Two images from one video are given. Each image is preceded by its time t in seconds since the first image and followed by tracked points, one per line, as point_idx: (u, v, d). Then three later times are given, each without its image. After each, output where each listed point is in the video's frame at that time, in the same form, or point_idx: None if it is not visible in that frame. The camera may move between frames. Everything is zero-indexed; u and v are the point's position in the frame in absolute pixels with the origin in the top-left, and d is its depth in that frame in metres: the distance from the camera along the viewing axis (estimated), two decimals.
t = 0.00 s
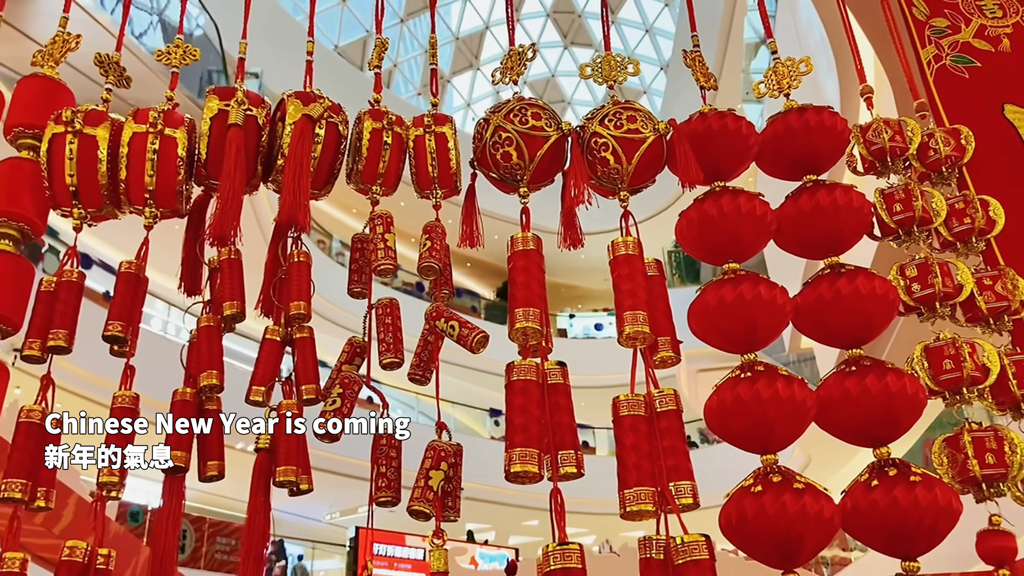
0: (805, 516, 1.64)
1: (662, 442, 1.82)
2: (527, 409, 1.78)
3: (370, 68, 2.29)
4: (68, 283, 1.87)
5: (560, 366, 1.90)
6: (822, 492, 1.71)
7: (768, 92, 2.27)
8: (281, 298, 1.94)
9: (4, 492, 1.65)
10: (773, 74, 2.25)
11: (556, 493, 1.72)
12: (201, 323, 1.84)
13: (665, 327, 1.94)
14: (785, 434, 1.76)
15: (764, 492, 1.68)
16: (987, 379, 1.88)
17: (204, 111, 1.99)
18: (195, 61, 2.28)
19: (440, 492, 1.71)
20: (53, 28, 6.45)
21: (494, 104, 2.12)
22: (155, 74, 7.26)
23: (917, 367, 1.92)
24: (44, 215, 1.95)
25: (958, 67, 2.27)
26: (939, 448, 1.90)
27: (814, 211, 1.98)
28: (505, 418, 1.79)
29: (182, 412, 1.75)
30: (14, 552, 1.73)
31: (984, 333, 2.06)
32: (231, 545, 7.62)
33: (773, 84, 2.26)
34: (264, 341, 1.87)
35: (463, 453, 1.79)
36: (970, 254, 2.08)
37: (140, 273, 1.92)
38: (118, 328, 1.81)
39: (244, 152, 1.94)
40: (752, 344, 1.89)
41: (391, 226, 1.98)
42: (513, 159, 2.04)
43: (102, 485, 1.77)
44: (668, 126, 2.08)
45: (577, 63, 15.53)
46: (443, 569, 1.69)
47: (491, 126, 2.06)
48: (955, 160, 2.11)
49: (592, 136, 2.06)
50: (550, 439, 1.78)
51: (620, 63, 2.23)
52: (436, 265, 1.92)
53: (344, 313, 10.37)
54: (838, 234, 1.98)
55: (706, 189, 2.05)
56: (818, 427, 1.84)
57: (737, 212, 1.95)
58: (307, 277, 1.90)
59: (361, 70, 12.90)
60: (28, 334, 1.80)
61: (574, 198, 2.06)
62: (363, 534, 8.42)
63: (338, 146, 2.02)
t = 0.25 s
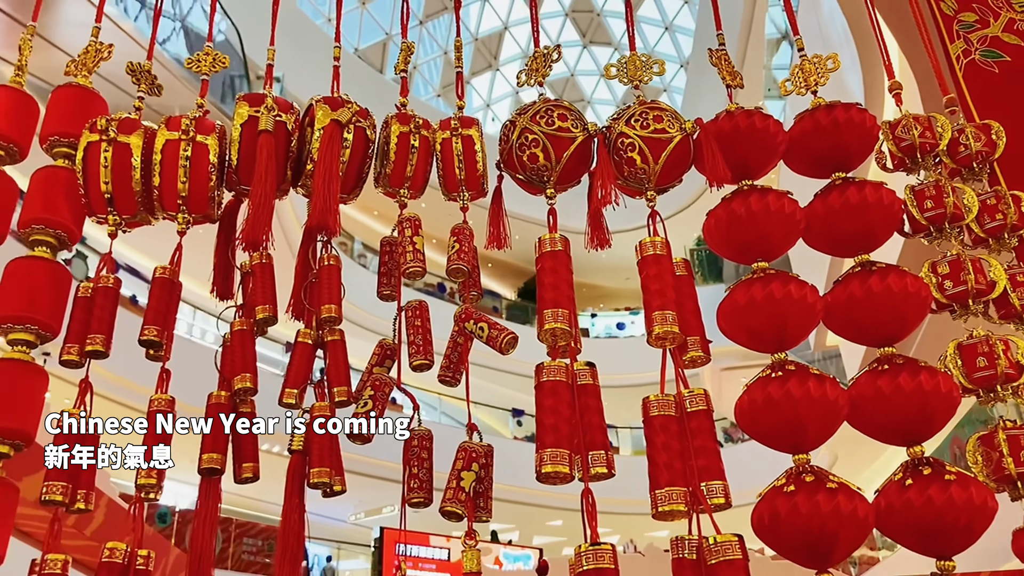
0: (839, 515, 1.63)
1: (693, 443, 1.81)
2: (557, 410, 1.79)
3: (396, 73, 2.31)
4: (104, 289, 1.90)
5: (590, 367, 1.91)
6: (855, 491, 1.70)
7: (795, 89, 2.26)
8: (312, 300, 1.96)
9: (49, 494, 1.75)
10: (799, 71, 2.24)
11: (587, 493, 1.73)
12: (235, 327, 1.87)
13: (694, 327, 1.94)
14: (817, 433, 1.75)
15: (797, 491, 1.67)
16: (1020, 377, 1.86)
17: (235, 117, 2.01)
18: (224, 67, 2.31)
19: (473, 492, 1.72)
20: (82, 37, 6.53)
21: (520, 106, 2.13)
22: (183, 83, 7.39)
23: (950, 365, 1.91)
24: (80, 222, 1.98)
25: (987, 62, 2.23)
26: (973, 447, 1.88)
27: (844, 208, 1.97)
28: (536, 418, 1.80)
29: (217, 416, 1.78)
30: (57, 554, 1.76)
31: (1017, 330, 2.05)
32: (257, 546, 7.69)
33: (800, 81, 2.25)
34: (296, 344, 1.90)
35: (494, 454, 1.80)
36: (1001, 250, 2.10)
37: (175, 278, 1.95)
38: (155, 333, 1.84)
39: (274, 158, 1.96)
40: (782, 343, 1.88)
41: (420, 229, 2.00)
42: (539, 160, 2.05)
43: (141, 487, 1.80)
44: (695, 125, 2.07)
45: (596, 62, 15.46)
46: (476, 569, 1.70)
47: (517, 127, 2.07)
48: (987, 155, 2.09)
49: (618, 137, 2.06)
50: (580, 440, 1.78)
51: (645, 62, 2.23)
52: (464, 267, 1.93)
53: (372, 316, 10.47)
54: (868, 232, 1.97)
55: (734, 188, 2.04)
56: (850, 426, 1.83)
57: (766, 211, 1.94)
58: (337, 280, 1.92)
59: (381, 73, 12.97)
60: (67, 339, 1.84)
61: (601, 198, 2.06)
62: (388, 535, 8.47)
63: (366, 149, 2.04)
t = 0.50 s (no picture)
0: (877, 515, 1.62)
1: (728, 442, 1.81)
2: (591, 410, 1.79)
3: (425, 76, 2.33)
4: (143, 294, 1.93)
5: (623, 367, 1.90)
6: (893, 490, 1.69)
7: (826, 85, 2.24)
8: (346, 303, 1.98)
9: (94, 496, 1.83)
10: (830, 68, 2.22)
11: (622, 493, 1.73)
12: (271, 330, 1.90)
13: (727, 326, 1.93)
14: (854, 431, 1.73)
15: (834, 491, 1.66)
16: None
17: (268, 123, 2.04)
18: (257, 74, 2.34)
19: (507, 493, 1.72)
20: (109, 44, 6.58)
21: (549, 107, 2.13)
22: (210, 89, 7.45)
23: (988, 362, 1.88)
24: (118, 229, 2.02)
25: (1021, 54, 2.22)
26: (1013, 445, 1.86)
27: (878, 205, 1.95)
28: (570, 419, 1.81)
29: (255, 418, 1.80)
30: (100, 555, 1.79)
31: None
32: (285, 547, 7.75)
33: (831, 77, 2.23)
34: (330, 347, 1.92)
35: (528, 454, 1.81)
36: None
37: (211, 283, 1.99)
38: (193, 337, 1.87)
39: (307, 163, 1.99)
40: (817, 342, 1.87)
41: (451, 231, 2.01)
42: (569, 161, 2.05)
43: (181, 489, 1.83)
44: (725, 123, 2.06)
45: (618, 60, 15.39)
46: (512, 569, 1.71)
47: (547, 129, 2.07)
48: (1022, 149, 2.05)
49: (648, 136, 2.06)
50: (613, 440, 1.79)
51: (674, 61, 2.23)
52: (496, 269, 1.94)
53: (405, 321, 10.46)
54: (903, 228, 1.95)
55: (766, 186, 2.03)
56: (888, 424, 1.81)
57: (798, 208, 1.92)
58: (371, 283, 1.94)
59: (403, 75, 13.03)
60: (108, 343, 1.88)
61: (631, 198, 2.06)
62: (414, 535, 8.56)
63: (396, 153, 2.06)
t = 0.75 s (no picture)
0: (912, 511, 1.61)
1: (759, 439, 1.81)
2: (622, 408, 1.80)
3: (451, 77, 2.35)
4: (178, 296, 1.97)
5: (652, 364, 1.91)
6: (928, 486, 1.67)
7: (854, 80, 2.23)
8: (377, 304, 2.00)
9: (135, 494, 1.86)
10: (858, 62, 2.21)
11: (655, 490, 1.73)
12: (304, 330, 1.93)
13: (758, 323, 1.92)
14: (887, 428, 1.72)
15: (868, 488, 1.65)
16: None
17: (298, 126, 2.07)
18: (285, 77, 2.37)
19: (539, 490, 1.73)
20: (134, 51, 6.63)
21: (576, 106, 2.14)
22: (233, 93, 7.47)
23: None
24: (153, 232, 2.05)
25: None
26: None
27: (909, 200, 1.94)
28: (601, 417, 1.81)
29: (290, 417, 1.83)
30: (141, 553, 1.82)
31: None
32: (309, 547, 7.81)
33: (858, 72, 2.22)
34: (362, 346, 1.93)
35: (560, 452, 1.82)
36: None
37: (245, 285, 2.01)
38: (228, 338, 1.90)
39: (338, 165, 2.01)
40: (848, 339, 1.86)
41: (479, 231, 2.02)
42: (596, 160, 2.05)
43: (218, 487, 1.86)
44: (753, 120, 2.06)
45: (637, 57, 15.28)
46: (546, 567, 1.72)
47: (574, 128, 2.08)
48: None
49: (676, 134, 2.06)
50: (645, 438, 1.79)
51: (700, 59, 2.23)
52: (525, 268, 1.95)
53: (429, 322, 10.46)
54: (934, 222, 1.93)
55: (794, 182, 2.02)
56: (921, 420, 1.80)
57: (828, 204, 1.91)
58: (401, 283, 1.95)
59: (421, 76, 13.08)
60: (145, 345, 1.91)
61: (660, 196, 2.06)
62: (437, 534, 8.59)
63: (424, 154, 2.08)
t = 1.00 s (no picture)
0: (953, 508, 1.60)
1: (796, 436, 1.80)
2: (656, 406, 1.79)
3: (480, 78, 2.36)
4: (216, 298, 2.00)
5: (686, 362, 1.90)
6: (968, 482, 1.66)
7: (886, 73, 2.20)
8: (410, 305, 2.02)
9: (175, 494, 1.77)
10: (890, 56, 2.19)
11: (692, 487, 1.73)
12: (339, 331, 1.95)
13: (792, 320, 1.91)
14: (926, 424, 1.71)
15: (908, 484, 1.64)
16: None
17: (330, 129, 2.10)
18: (316, 81, 2.40)
19: (576, 489, 1.73)
20: (161, 58, 6.76)
21: (606, 105, 2.14)
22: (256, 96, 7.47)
23: None
24: (190, 235, 2.09)
25: None
26: None
27: (945, 194, 1.91)
28: (635, 414, 1.81)
29: (326, 417, 1.85)
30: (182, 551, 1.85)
31: None
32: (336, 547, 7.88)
33: (891, 65, 2.19)
34: (397, 346, 1.95)
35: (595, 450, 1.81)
36: None
37: (280, 286, 2.04)
38: (265, 339, 1.93)
39: (370, 166, 2.03)
40: (885, 334, 1.84)
41: (511, 230, 2.03)
42: (627, 158, 2.05)
43: (258, 487, 1.82)
44: (785, 115, 2.04)
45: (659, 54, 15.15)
46: (583, 564, 1.72)
47: (604, 126, 2.08)
48: None
49: (707, 130, 2.05)
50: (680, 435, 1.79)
51: (730, 54, 2.22)
52: (558, 267, 1.96)
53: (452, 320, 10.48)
54: (971, 216, 1.91)
55: (827, 177, 2.01)
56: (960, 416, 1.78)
57: (863, 199, 1.90)
58: (433, 283, 1.97)
59: (442, 77, 13.11)
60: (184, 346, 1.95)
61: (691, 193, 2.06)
62: (463, 534, 8.64)
63: (455, 154, 2.09)
